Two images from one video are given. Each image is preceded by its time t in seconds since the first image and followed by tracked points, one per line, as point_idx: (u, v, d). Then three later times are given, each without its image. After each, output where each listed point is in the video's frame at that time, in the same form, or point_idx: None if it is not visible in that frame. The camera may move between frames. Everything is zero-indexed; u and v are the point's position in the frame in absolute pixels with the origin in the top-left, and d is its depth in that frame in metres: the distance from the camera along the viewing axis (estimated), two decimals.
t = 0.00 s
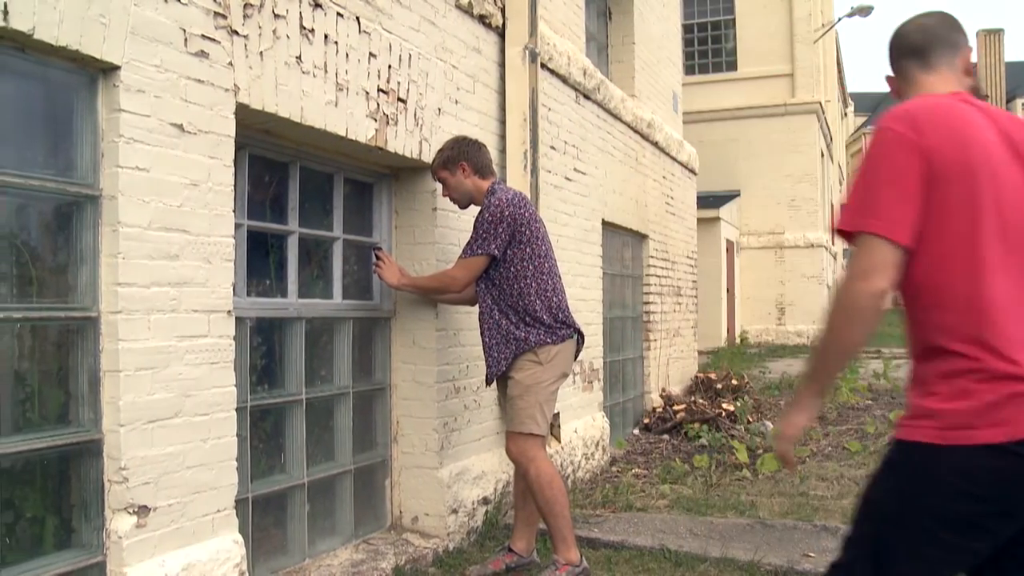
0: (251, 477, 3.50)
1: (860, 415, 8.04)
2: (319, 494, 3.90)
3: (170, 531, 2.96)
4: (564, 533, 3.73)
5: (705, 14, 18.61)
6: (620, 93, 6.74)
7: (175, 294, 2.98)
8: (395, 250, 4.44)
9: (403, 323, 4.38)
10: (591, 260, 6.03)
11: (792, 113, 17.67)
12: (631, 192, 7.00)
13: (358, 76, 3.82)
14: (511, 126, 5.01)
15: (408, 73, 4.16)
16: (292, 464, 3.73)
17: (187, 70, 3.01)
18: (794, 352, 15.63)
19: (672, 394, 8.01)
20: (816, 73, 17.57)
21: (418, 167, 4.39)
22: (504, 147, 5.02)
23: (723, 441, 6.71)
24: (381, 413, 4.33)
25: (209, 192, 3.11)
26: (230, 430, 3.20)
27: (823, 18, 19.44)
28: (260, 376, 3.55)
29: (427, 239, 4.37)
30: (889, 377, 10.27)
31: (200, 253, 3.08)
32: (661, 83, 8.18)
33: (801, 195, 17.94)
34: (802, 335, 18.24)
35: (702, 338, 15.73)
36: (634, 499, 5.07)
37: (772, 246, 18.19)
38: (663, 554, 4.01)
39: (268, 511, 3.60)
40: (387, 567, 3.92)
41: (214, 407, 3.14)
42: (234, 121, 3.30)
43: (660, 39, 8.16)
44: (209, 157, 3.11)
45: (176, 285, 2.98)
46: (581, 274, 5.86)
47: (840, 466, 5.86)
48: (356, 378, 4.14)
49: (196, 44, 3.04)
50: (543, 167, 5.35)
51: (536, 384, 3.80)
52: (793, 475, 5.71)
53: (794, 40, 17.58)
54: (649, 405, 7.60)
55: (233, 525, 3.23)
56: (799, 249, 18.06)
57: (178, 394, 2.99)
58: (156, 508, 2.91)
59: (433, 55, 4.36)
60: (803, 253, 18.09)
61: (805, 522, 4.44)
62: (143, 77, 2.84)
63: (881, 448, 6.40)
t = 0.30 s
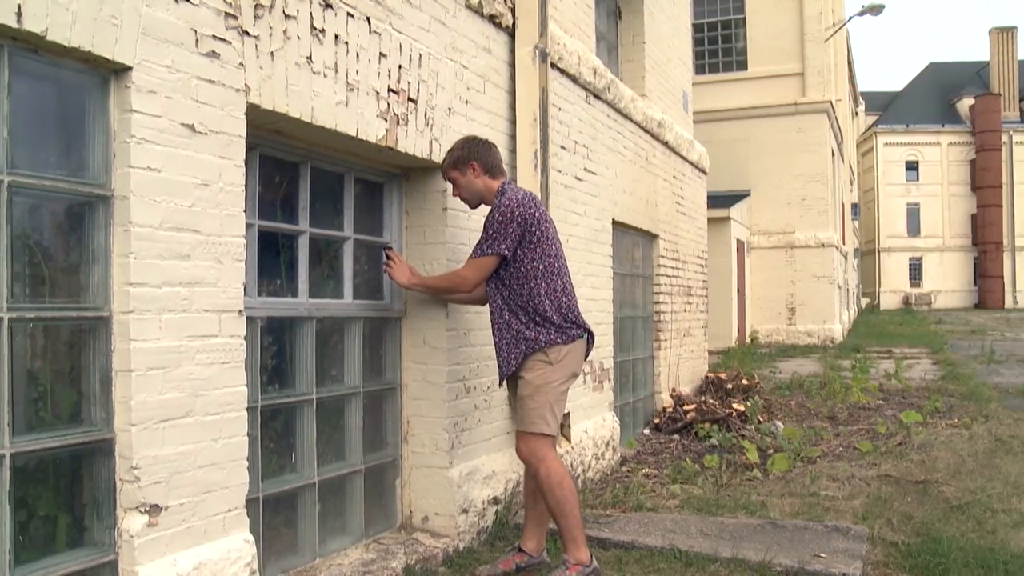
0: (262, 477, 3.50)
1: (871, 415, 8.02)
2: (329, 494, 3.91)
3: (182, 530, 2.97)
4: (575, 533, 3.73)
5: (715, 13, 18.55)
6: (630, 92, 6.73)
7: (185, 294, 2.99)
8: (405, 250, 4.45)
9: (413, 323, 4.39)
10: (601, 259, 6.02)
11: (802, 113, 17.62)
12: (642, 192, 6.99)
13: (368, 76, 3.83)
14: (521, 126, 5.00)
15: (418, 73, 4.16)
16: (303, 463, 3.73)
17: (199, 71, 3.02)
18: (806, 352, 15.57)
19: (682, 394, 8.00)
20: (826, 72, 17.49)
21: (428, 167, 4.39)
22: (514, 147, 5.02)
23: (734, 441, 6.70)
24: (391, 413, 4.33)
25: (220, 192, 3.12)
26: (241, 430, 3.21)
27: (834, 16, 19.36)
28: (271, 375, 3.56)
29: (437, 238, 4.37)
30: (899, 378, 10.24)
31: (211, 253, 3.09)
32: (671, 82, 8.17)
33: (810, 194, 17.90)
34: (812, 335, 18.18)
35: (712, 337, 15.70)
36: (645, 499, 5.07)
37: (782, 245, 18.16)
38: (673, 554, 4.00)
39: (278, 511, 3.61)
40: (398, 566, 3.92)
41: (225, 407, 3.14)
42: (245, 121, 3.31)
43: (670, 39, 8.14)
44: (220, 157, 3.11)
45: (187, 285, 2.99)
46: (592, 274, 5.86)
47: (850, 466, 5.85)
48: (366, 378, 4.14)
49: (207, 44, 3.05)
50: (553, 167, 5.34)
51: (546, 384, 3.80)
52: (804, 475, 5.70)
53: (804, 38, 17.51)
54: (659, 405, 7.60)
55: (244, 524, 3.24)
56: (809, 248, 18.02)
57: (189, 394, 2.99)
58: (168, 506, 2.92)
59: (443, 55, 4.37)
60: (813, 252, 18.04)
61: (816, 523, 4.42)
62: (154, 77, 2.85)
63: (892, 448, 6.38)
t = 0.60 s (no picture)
0: (272, 476, 3.51)
1: (881, 415, 8.00)
2: (339, 493, 3.91)
3: (192, 529, 2.97)
4: (584, 533, 3.72)
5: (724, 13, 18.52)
6: (639, 92, 6.72)
7: (195, 294, 2.99)
8: (414, 250, 4.45)
9: (422, 323, 4.39)
10: (610, 259, 6.02)
11: (811, 112, 17.58)
12: (651, 191, 6.98)
13: (377, 76, 3.83)
14: (530, 126, 5.00)
15: (428, 73, 4.16)
16: (313, 463, 3.74)
17: (209, 71, 3.03)
18: (816, 352, 15.52)
19: (692, 393, 7.99)
20: (836, 71, 17.44)
21: (437, 167, 4.39)
22: (523, 147, 5.02)
23: (743, 441, 6.69)
24: (401, 412, 4.34)
25: (230, 192, 3.13)
26: (251, 429, 3.22)
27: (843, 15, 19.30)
28: (281, 375, 3.57)
29: (446, 238, 4.38)
30: (910, 378, 10.20)
31: (221, 253, 3.10)
32: (680, 81, 8.16)
33: (819, 194, 17.87)
34: (821, 334, 18.14)
35: (721, 337, 15.67)
36: (654, 499, 5.06)
37: (791, 245, 18.13)
38: (683, 554, 4.00)
39: (288, 510, 3.61)
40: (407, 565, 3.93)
41: (235, 406, 3.15)
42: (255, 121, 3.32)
43: (679, 38, 8.13)
44: (230, 157, 3.12)
45: (197, 284, 2.99)
46: (601, 273, 5.85)
47: (861, 466, 5.83)
48: (376, 378, 4.15)
49: (217, 44, 3.05)
50: (563, 167, 5.34)
51: (555, 384, 3.80)
52: (813, 475, 5.69)
53: (813, 37, 17.47)
54: (668, 405, 7.59)
55: (254, 524, 3.24)
56: (818, 248, 17.98)
57: (199, 393, 3.00)
58: (178, 506, 2.92)
59: (452, 55, 4.37)
60: (822, 251, 17.99)
61: (826, 523, 4.41)
62: (164, 77, 2.86)
63: (902, 448, 6.36)
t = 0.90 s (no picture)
0: (283, 475, 3.52)
1: (893, 415, 7.97)
2: (349, 492, 3.92)
3: (203, 528, 2.98)
4: (595, 533, 3.72)
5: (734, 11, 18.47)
6: (649, 91, 6.71)
7: (207, 293, 3.00)
8: (425, 249, 4.46)
9: (432, 322, 4.40)
10: (620, 258, 6.01)
11: (821, 111, 17.55)
12: (662, 190, 6.97)
13: (388, 76, 3.83)
14: (541, 125, 5.00)
15: (438, 73, 4.17)
16: (324, 462, 3.75)
17: (220, 71, 3.04)
18: (827, 351, 15.45)
19: (703, 393, 7.98)
20: (847, 70, 17.37)
21: (447, 167, 4.40)
22: (534, 146, 5.02)
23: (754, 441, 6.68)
24: (411, 411, 4.34)
25: (241, 191, 3.14)
26: (261, 428, 3.22)
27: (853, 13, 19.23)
28: (292, 374, 3.57)
29: (456, 238, 4.38)
30: (922, 378, 10.16)
31: (232, 253, 3.10)
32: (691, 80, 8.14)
33: (829, 193, 17.82)
34: (831, 334, 18.09)
35: (731, 336, 15.63)
36: (665, 499, 5.06)
37: (801, 244, 18.08)
38: (693, 554, 4.00)
39: (300, 509, 3.62)
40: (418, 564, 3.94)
41: (246, 405, 3.16)
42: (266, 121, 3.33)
43: (690, 37, 8.12)
44: (241, 157, 3.13)
45: (208, 284, 3.00)
46: (612, 273, 5.85)
47: (872, 466, 5.82)
48: (386, 377, 4.15)
49: (228, 45, 3.06)
50: (573, 166, 5.34)
51: (566, 384, 3.80)
52: (824, 475, 5.67)
53: (824, 36, 17.41)
54: (679, 405, 7.59)
55: (265, 523, 3.25)
56: (828, 247, 17.92)
57: (211, 392, 3.01)
58: (189, 505, 2.93)
59: (463, 54, 4.37)
60: (832, 250, 17.94)
61: (837, 523, 4.40)
62: (176, 77, 2.87)
63: (914, 448, 6.34)
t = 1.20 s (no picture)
0: (292, 475, 3.53)
1: (902, 415, 7.95)
2: (358, 491, 3.92)
3: (212, 527, 2.99)
4: (603, 533, 3.72)
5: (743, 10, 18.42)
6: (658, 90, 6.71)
7: (216, 293, 3.01)
8: (433, 249, 4.46)
9: (440, 322, 4.40)
10: (629, 258, 6.01)
11: (829, 111, 17.51)
12: (670, 190, 6.97)
13: (396, 75, 3.83)
14: (549, 124, 5.00)
15: (446, 72, 4.17)
16: (332, 462, 3.75)
17: (229, 71, 3.04)
18: (837, 351, 15.40)
19: (711, 393, 7.97)
20: (856, 69, 17.32)
21: (456, 166, 4.40)
22: (542, 145, 5.02)
23: (763, 440, 6.68)
24: (419, 411, 4.35)
25: (249, 191, 3.14)
26: (270, 428, 3.23)
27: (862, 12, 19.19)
28: (301, 374, 3.58)
29: (464, 237, 4.38)
30: (931, 377, 10.13)
31: (241, 252, 3.11)
32: (700, 80, 8.13)
33: (837, 192, 17.78)
34: (839, 334, 18.04)
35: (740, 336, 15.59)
36: (673, 499, 5.06)
37: (809, 244, 18.04)
38: (702, 554, 3.99)
39: (309, 509, 3.63)
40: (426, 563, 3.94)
41: (255, 405, 3.16)
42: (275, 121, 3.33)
43: (699, 37, 8.11)
44: (250, 157, 3.13)
45: (217, 284, 3.01)
46: (620, 273, 5.84)
47: (881, 466, 5.81)
48: (395, 376, 4.16)
49: (237, 45, 3.07)
50: (582, 165, 5.34)
51: (575, 384, 3.80)
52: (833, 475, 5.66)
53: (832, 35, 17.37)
54: (687, 404, 7.58)
55: (273, 522, 3.26)
56: (837, 247, 17.87)
57: (220, 392, 3.02)
58: (199, 504, 2.94)
59: (471, 54, 4.37)
60: (840, 250, 17.89)
61: (846, 523, 4.39)
62: (185, 78, 2.88)
63: (923, 449, 6.32)
